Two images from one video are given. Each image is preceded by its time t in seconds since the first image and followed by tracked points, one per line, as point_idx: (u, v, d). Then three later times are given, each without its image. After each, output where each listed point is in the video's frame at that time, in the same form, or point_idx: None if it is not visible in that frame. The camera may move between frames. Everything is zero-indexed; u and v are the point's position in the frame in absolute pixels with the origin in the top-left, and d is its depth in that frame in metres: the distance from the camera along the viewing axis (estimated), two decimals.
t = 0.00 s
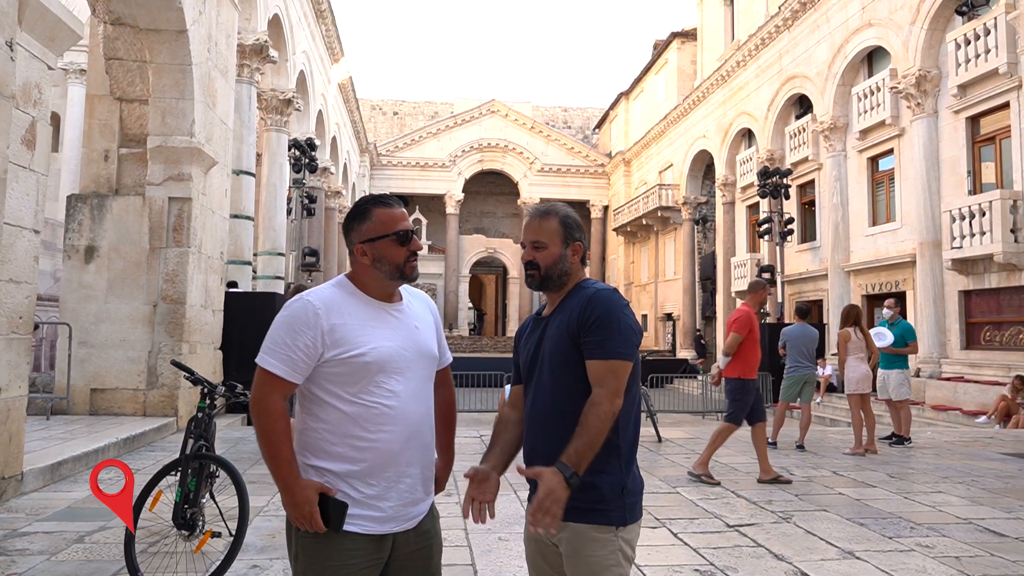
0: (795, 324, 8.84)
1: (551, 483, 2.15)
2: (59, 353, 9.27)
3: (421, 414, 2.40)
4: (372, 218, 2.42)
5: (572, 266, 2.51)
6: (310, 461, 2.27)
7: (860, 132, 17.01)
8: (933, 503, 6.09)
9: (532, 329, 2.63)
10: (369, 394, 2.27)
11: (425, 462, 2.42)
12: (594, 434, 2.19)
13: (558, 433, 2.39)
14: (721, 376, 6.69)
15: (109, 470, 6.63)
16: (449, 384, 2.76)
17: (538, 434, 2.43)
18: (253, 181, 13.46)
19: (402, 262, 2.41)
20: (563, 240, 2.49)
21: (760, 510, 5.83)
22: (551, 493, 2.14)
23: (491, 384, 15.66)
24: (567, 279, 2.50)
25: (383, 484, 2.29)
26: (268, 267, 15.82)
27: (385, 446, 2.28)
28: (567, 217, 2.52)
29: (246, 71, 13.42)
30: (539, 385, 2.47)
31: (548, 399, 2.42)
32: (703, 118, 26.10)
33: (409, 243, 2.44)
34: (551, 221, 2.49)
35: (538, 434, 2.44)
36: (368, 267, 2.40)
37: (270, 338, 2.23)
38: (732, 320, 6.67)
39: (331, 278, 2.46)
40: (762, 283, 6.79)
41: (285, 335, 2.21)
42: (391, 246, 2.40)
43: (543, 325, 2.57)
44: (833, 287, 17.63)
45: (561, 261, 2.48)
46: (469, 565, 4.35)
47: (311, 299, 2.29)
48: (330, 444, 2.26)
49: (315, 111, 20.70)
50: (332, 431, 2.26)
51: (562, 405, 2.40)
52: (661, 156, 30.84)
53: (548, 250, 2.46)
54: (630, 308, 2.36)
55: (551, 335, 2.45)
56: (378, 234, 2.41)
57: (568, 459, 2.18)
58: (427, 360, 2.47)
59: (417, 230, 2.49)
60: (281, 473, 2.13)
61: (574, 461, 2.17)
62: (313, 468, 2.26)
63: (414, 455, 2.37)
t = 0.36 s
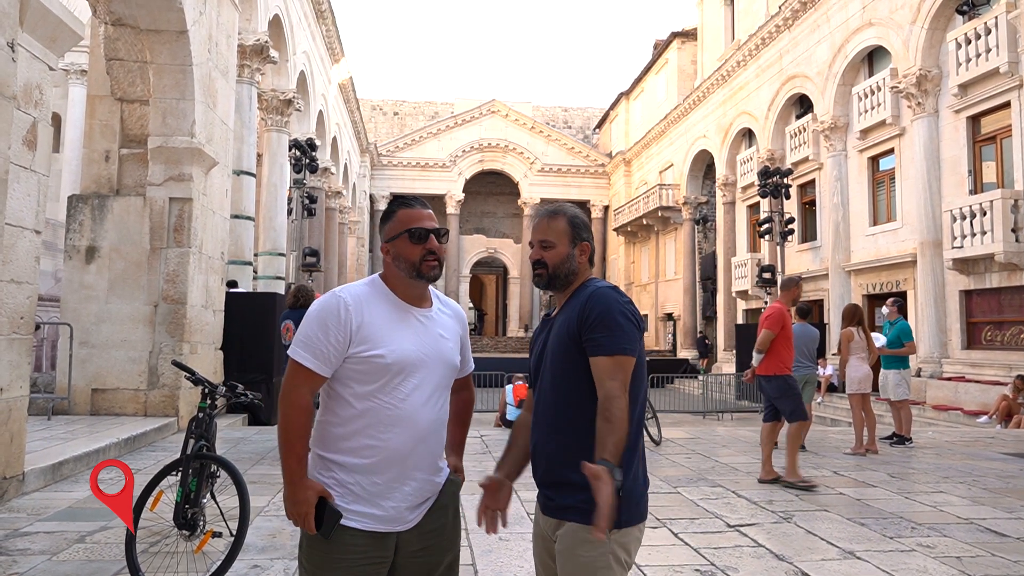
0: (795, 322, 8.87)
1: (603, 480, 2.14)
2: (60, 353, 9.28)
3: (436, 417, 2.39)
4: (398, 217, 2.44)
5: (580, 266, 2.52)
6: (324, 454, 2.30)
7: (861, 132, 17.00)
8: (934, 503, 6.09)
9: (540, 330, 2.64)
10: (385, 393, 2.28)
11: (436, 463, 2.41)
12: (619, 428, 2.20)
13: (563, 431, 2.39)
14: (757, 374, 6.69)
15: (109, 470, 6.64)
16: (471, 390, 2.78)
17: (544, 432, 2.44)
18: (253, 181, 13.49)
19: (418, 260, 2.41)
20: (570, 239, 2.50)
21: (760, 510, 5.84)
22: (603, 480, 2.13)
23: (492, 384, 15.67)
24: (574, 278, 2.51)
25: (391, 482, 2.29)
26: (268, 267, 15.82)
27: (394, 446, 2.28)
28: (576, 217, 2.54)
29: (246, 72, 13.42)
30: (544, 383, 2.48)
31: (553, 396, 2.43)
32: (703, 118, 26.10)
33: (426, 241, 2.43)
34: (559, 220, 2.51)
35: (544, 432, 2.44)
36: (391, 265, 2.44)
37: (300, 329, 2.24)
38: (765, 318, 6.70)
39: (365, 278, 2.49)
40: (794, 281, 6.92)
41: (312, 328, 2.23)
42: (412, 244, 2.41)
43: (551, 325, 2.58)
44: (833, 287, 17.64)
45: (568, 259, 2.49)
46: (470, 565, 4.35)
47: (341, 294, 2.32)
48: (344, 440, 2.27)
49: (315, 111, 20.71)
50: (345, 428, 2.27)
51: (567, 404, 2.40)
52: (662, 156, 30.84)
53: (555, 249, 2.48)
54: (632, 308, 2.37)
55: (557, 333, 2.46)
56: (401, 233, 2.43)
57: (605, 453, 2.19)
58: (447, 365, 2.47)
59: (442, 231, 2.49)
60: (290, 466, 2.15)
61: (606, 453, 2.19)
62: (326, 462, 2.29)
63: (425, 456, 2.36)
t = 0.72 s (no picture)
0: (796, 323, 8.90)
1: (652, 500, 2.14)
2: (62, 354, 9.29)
3: (439, 416, 2.40)
4: (401, 215, 2.47)
5: (580, 264, 2.52)
6: (328, 457, 2.27)
7: (861, 131, 16.98)
8: (935, 504, 6.09)
9: (545, 330, 2.65)
10: (390, 393, 2.29)
11: (438, 464, 2.41)
12: (643, 439, 2.22)
13: (567, 433, 2.39)
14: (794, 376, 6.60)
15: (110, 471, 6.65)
16: (471, 400, 2.74)
17: (548, 433, 2.44)
18: (254, 182, 13.51)
19: (417, 256, 2.43)
20: (571, 238, 2.51)
21: (761, 510, 5.83)
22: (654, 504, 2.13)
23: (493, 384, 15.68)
24: (574, 277, 2.51)
25: (396, 483, 2.29)
26: (269, 268, 15.82)
27: (399, 446, 2.28)
28: (578, 216, 2.55)
29: (247, 72, 13.42)
30: (549, 384, 2.49)
31: (557, 398, 2.44)
32: (704, 118, 26.10)
33: (426, 237, 2.44)
34: (561, 219, 2.53)
35: (549, 433, 2.44)
36: (393, 263, 2.46)
37: (304, 328, 2.24)
38: (807, 320, 6.59)
39: (369, 277, 2.49)
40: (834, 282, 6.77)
41: (320, 326, 2.23)
42: (414, 240, 2.43)
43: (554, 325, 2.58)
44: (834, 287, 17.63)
45: (568, 258, 2.49)
46: (471, 566, 4.35)
47: (346, 292, 2.33)
48: (350, 440, 2.27)
49: (316, 112, 20.71)
50: (351, 427, 2.27)
51: (571, 405, 2.40)
52: (662, 156, 30.84)
53: (555, 247, 2.50)
54: (637, 310, 2.37)
55: (561, 334, 2.47)
56: (404, 229, 2.45)
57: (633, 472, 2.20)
58: (449, 366, 2.47)
59: (445, 230, 2.50)
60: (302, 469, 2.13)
61: (636, 471, 2.19)
62: (331, 464, 2.27)
63: (429, 456, 2.36)
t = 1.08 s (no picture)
0: (798, 324, 8.90)
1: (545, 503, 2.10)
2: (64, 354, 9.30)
3: (435, 411, 2.41)
4: (396, 211, 2.49)
5: (594, 261, 2.47)
6: (323, 458, 2.26)
7: (863, 132, 16.97)
8: (936, 505, 6.08)
9: (560, 327, 2.64)
10: (385, 389, 2.29)
11: (435, 461, 2.42)
12: (590, 443, 2.16)
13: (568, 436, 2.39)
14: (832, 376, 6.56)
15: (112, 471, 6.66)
16: (465, 401, 2.75)
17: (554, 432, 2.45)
18: (255, 182, 13.53)
19: (410, 250, 2.45)
20: (586, 233, 2.48)
21: (762, 511, 5.84)
22: (543, 515, 2.09)
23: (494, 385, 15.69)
24: (587, 271, 2.48)
25: (393, 481, 2.29)
26: (271, 268, 15.84)
27: (395, 443, 2.28)
28: (596, 211, 2.51)
29: (249, 72, 13.42)
30: (557, 382, 2.49)
31: (563, 398, 2.43)
32: (705, 119, 26.09)
33: (420, 233, 2.47)
34: (577, 213, 2.50)
35: (553, 432, 2.46)
36: (386, 258, 2.48)
37: (297, 324, 2.24)
38: (849, 320, 6.53)
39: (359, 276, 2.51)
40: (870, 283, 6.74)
41: (313, 321, 2.23)
42: (407, 235, 2.46)
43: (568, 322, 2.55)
44: (836, 288, 17.63)
45: (581, 253, 2.46)
46: (472, 566, 4.36)
47: (339, 289, 2.33)
48: (344, 439, 2.27)
49: (317, 112, 20.73)
50: (346, 426, 2.27)
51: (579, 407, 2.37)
52: (664, 156, 30.85)
53: (568, 242, 2.48)
54: (647, 313, 2.31)
55: (570, 334, 2.46)
56: (398, 225, 2.47)
57: (564, 472, 2.15)
58: (442, 361, 2.49)
59: (437, 226, 2.53)
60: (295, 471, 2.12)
61: (569, 474, 2.15)
62: (326, 465, 2.26)
63: (426, 452, 2.37)
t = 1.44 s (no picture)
0: (797, 323, 8.90)
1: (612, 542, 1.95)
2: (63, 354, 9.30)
3: (427, 409, 2.39)
4: (386, 211, 2.49)
5: (608, 247, 2.34)
6: (316, 458, 2.27)
7: (862, 131, 16.98)
8: (936, 503, 6.07)
9: (581, 324, 2.48)
10: (375, 388, 2.28)
11: (430, 460, 2.40)
12: (639, 466, 1.99)
13: (588, 449, 2.22)
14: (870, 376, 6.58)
15: (111, 472, 6.65)
16: (462, 404, 2.75)
17: (572, 439, 2.28)
18: (255, 182, 13.53)
19: (402, 250, 2.44)
20: (598, 218, 2.36)
21: (762, 510, 5.83)
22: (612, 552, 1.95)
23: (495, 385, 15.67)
24: (602, 258, 2.34)
25: (387, 481, 2.28)
26: (271, 268, 15.85)
27: (387, 442, 2.27)
28: (610, 197, 2.39)
29: (248, 72, 13.40)
30: (576, 385, 2.32)
31: (582, 404, 2.26)
32: (705, 118, 26.09)
33: (412, 233, 2.47)
34: (592, 201, 2.38)
35: (572, 439, 2.28)
36: (378, 257, 2.47)
37: (286, 325, 2.24)
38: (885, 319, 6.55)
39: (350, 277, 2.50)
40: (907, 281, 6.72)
41: (302, 322, 2.22)
42: (399, 234, 2.45)
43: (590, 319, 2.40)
44: (835, 287, 17.62)
45: (594, 239, 2.35)
46: (472, 565, 4.34)
47: (327, 289, 2.33)
48: (335, 440, 2.26)
49: (317, 112, 20.72)
50: (338, 427, 2.26)
51: (597, 416, 2.21)
52: (663, 156, 30.85)
53: (581, 228, 2.37)
54: (675, 321, 2.11)
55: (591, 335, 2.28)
56: (389, 224, 2.46)
57: (619, 503, 1.99)
58: (435, 359, 2.47)
59: (428, 225, 2.54)
60: (281, 472, 2.13)
61: (623, 504, 1.98)
62: (318, 466, 2.26)
63: (420, 450, 2.36)
